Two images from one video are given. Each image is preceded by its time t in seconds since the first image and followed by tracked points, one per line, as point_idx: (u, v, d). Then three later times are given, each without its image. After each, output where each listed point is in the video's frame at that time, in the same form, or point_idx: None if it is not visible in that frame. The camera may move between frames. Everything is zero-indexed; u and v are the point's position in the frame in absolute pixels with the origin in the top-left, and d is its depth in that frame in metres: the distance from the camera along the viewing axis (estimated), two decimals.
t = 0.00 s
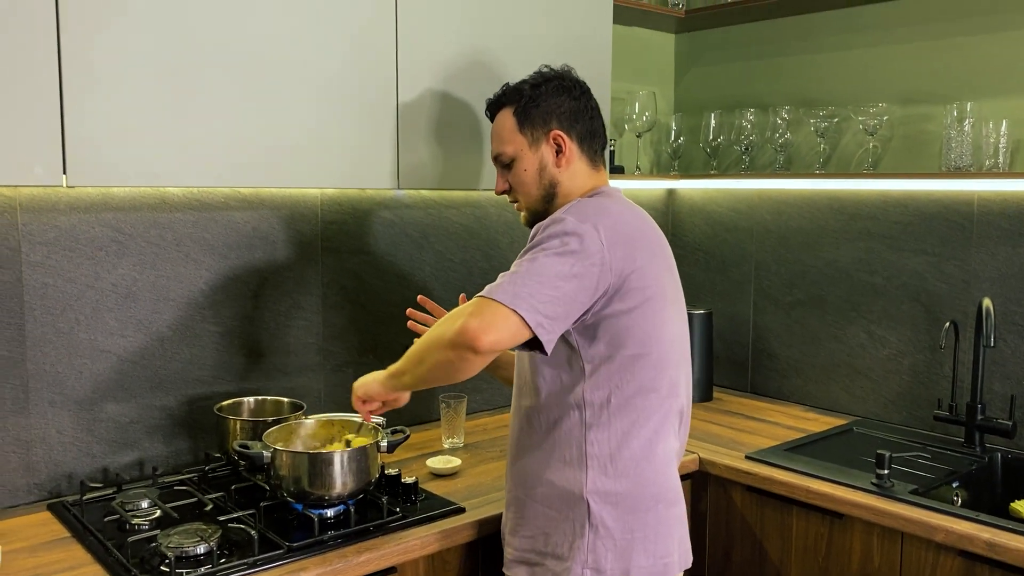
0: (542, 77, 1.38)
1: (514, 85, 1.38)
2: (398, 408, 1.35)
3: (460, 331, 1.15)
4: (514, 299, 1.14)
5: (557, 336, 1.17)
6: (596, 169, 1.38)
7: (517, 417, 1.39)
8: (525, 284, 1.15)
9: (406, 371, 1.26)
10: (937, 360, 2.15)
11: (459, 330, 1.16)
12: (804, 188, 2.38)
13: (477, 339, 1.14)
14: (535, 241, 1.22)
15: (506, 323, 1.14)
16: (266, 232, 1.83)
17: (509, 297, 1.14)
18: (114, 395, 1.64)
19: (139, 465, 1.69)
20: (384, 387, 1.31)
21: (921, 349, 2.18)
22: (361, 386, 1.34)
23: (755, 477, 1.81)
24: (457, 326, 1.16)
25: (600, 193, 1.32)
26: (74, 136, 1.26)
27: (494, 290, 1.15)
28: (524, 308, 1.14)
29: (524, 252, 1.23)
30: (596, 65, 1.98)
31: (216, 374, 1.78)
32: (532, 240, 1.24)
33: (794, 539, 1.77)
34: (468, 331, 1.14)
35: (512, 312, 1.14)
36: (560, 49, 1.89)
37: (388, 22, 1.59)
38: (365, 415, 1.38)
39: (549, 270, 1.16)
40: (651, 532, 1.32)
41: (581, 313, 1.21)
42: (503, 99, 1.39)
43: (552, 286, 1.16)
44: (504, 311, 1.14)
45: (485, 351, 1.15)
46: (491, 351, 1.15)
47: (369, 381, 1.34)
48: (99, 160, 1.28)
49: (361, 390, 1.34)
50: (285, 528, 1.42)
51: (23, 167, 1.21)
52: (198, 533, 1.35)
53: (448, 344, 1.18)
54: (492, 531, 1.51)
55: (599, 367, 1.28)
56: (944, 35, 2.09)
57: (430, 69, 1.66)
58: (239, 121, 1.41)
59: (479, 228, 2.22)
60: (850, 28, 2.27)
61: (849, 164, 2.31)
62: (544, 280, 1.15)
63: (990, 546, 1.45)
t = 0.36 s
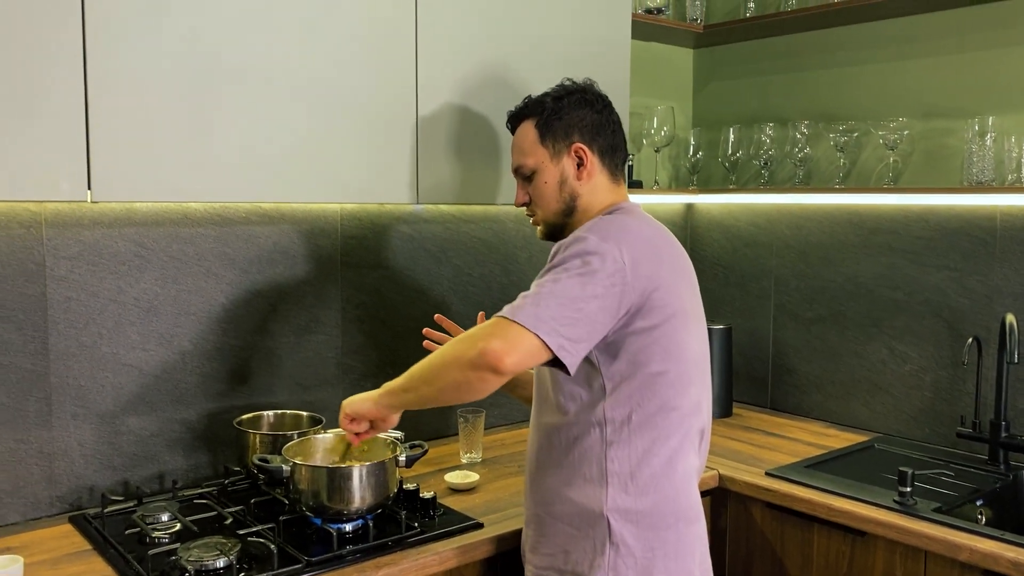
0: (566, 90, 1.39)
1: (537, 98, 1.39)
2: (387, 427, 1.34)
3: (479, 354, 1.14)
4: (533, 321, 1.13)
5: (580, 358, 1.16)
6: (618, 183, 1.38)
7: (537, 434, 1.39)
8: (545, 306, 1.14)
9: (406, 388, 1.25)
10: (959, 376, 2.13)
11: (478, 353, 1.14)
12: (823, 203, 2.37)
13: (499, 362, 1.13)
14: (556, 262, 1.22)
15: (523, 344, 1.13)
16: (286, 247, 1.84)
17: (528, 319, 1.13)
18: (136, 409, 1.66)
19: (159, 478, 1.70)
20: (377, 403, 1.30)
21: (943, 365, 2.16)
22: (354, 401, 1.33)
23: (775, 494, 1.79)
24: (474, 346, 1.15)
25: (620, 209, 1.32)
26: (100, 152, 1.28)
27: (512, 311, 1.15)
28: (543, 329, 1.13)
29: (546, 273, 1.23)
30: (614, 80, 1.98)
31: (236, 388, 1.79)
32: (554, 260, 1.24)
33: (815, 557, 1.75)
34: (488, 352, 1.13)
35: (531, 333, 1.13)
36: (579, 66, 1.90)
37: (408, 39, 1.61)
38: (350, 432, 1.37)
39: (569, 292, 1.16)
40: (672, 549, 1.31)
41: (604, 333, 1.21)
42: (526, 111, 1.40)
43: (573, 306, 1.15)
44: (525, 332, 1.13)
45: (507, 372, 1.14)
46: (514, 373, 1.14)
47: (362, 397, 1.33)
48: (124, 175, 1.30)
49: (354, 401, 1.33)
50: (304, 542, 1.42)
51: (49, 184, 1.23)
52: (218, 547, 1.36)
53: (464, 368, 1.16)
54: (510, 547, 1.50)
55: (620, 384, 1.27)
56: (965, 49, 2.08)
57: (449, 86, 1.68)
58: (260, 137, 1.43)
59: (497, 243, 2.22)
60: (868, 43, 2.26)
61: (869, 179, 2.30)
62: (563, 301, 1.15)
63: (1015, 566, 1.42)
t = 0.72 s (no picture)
0: (602, 93, 1.39)
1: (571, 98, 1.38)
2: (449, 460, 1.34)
3: (576, 418, 1.14)
4: (608, 368, 1.14)
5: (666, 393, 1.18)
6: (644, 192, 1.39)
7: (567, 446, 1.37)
8: (619, 349, 1.14)
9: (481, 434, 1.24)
10: (983, 386, 2.10)
11: (574, 417, 1.14)
12: (844, 212, 2.35)
13: (600, 423, 1.14)
14: (618, 289, 1.20)
15: (614, 398, 1.15)
16: (305, 255, 1.84)
17: (604, 369, 1.14)
18: (154, 416, 1.66)
19: (178, 487, 1.70)
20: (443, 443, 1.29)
21: (966, 375, 2.13)
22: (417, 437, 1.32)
23: (797, 505, 1.77)
24: (564, 403, 1.15)
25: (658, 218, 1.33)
26: (122, 159, 1.28)
27: (588, 360, 1.15)
28: (623, 376, 1.14)
29: (607, 301, 1.21)
30: (633, 88, 1.98)
31: (255, 397, 1.79)
32: (613, 286, 1.22)
33: (839, 570, 1.72)
34: (588, 416, 1.13)
35: (619, 384, 1.14)
36: (598, 74, 1.90)
37: (428, 47, 1.61)
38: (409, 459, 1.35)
39: (643, 328, 1.16)
40: (704, 564, 1.30)
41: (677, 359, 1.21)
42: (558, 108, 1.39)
43: (644, 344, 1.15)
44: (621, 390, 1.14)
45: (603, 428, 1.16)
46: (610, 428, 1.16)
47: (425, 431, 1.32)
48: (146, 182, 1.30)
49: (418, 439, 1.31)
50: (323, 551, 1.41)
51: (72, 191, 1.24)
52: (238, 555, 1.35)
53: (558, 429, 1.16)
54: (530, 557, 1.49)
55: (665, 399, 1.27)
56: (986, 57, 2.07)
57: (468, 94, 1.68)
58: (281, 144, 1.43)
59: (514, 252, 2.21)
60: (888, 51, 2.25)
61: (890, 187, 2.28)
62: (633, 339, 1.15)
63: None
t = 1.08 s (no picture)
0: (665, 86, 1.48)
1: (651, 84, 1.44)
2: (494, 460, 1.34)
3: (657, 435, 1.17)
4: (685, 380, 1.17)
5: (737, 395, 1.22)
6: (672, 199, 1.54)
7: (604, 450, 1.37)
8: (694, 359, 1.18)
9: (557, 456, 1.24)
10: (998, 386, 2.07)
11: (654, 434, 1.17)
12: (856, 211, 2.34)
13: (679, 437, 1.18)
14: (684, 293, 1.22)
15: (695, 407, 1.19)
16: (316, 252, 1.84)
17: (683, 381, 1.17)
18: (166, 413, 1.66)
19: (188, 484, 1.70)
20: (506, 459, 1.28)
21: (981, 375, 2.10)
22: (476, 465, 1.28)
23: (811, 505, 1.75)
24: (653, 427, 1.17)
25: (697, 219, 1.37)
26: (135, 154, 1.28)
27: (664, 371, 1.17)
28: (699, 386, 1.18)
29: (670, 303, 1.23)
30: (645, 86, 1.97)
31: (266, 394, 1.79)
32: (676, 288, 1.24)
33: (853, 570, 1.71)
34: (670, 432, 1.17)
35: (694, 394, 1.18)
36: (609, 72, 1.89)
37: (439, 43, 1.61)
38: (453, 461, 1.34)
39: (714, 337, 1.19)
40: (753, 557, 1.34)
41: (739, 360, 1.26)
42: (637, 88, 1.44)
43: (716, 351, 1.19)
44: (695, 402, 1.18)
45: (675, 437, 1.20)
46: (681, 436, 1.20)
47: (481, 454, 1.28)
48: (157, 177, 1.30)
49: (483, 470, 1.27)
50: (334, 548, 1.41)
51: (84, 184, 1.24)
52: (248, 551, 1.35)
53: (634, 446, 1.18)
54: (542, 555, 1.48)
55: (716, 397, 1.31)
56: (1000, 54, 2.05)
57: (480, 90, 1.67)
58: (291, 139, 1.43)
59: (525, 251, 2.21)
60: (900, 50, 2.24)
61: (903, 186, 2.26)
62: (706, 348, 1.18)
63: None
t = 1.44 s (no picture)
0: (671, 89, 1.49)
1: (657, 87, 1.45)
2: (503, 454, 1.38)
3: (658, 436, 1.19)
4: (691, 380, 1.18)
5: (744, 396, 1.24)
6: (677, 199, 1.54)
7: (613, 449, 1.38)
8: (700, 360, 1.19)
9: (563, 455, 1.28)
10: (999, 387, 2.08)
11: (656, 435, 1.19)
12: (858, 213, 2.35)
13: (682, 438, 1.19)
14: (691, 295, 1.23)
15: (699, 408, 1.20)
16: (320, 254, 1.85)
17: (688, 382, 1.18)
18: (172, 413, 1.67)
19: (194, 483, 1.71)
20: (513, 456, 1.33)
21: (982, 376, 2.11)
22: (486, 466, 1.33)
23: (813, 505, 1.76)
24: (654, 432, 1.18)
25: (705, 224, 1.38)
26: (142, 155, 1.29)
27: (670, 372, 1.18)
28: (705, 387, 1.19)
29: (677, 305, 1.24)
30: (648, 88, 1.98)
31: (271, 394, 1.80)
32: (684, 290, 1.25)
33: (854, 570, 1.72)
34: (672, 434, 1.18)
35: (700, 396, 1.20)
36: (612, 74, 1.90)
37: (444, 48, 1.62)
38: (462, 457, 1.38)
39: (721, 338, 1.20)
40: (761, 555, 1.37)
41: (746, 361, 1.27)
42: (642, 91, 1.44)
43: (722, 353, 1.20)
44: (697, 403, 1.19)
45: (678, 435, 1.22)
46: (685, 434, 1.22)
47: (487, 456, 1.33)
48: (164, 178, 1.32)
49: (492, 471, 1.33)
50: (338, 546, 1.42)
51: (91, 185, 1.25)
52: (254, 549, 1.36)
53: (637, 447, 1.20)
54: (545, 554, 1.49)
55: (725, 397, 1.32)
56: (1002, 56, 2.05)
57: (485, 92, 1.69)
58: (298, 141, 1.44)
59: (528, 252, 2.22)
60: (902, 52, 2.25)
61: (905, 187, 2.27)
62: (712, 350, 1.20)
63: None
